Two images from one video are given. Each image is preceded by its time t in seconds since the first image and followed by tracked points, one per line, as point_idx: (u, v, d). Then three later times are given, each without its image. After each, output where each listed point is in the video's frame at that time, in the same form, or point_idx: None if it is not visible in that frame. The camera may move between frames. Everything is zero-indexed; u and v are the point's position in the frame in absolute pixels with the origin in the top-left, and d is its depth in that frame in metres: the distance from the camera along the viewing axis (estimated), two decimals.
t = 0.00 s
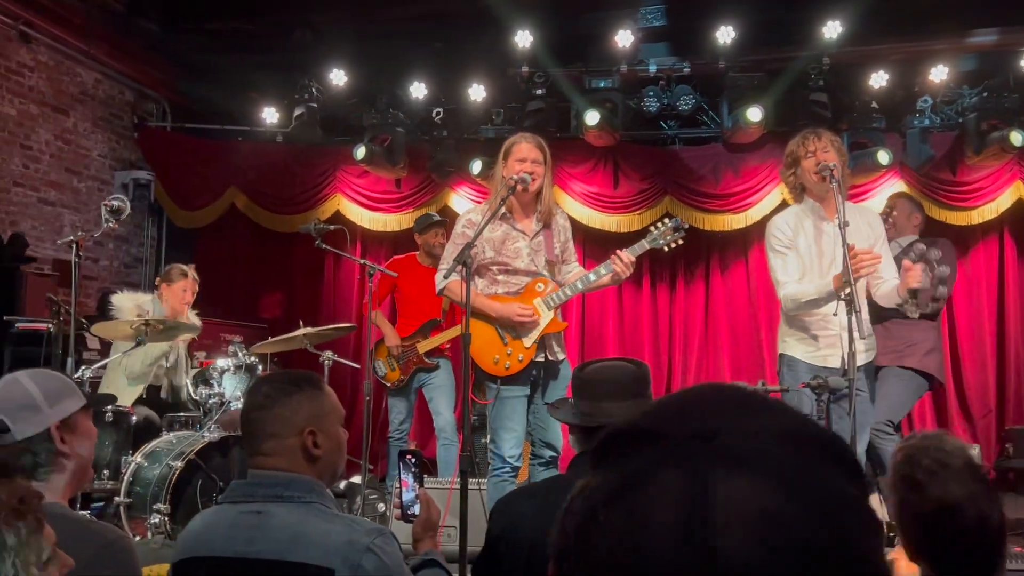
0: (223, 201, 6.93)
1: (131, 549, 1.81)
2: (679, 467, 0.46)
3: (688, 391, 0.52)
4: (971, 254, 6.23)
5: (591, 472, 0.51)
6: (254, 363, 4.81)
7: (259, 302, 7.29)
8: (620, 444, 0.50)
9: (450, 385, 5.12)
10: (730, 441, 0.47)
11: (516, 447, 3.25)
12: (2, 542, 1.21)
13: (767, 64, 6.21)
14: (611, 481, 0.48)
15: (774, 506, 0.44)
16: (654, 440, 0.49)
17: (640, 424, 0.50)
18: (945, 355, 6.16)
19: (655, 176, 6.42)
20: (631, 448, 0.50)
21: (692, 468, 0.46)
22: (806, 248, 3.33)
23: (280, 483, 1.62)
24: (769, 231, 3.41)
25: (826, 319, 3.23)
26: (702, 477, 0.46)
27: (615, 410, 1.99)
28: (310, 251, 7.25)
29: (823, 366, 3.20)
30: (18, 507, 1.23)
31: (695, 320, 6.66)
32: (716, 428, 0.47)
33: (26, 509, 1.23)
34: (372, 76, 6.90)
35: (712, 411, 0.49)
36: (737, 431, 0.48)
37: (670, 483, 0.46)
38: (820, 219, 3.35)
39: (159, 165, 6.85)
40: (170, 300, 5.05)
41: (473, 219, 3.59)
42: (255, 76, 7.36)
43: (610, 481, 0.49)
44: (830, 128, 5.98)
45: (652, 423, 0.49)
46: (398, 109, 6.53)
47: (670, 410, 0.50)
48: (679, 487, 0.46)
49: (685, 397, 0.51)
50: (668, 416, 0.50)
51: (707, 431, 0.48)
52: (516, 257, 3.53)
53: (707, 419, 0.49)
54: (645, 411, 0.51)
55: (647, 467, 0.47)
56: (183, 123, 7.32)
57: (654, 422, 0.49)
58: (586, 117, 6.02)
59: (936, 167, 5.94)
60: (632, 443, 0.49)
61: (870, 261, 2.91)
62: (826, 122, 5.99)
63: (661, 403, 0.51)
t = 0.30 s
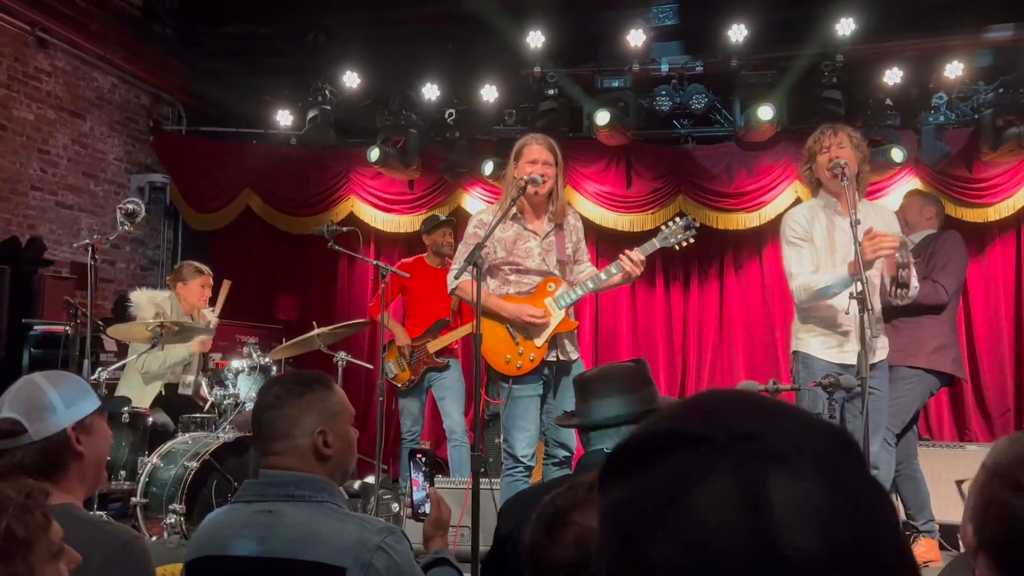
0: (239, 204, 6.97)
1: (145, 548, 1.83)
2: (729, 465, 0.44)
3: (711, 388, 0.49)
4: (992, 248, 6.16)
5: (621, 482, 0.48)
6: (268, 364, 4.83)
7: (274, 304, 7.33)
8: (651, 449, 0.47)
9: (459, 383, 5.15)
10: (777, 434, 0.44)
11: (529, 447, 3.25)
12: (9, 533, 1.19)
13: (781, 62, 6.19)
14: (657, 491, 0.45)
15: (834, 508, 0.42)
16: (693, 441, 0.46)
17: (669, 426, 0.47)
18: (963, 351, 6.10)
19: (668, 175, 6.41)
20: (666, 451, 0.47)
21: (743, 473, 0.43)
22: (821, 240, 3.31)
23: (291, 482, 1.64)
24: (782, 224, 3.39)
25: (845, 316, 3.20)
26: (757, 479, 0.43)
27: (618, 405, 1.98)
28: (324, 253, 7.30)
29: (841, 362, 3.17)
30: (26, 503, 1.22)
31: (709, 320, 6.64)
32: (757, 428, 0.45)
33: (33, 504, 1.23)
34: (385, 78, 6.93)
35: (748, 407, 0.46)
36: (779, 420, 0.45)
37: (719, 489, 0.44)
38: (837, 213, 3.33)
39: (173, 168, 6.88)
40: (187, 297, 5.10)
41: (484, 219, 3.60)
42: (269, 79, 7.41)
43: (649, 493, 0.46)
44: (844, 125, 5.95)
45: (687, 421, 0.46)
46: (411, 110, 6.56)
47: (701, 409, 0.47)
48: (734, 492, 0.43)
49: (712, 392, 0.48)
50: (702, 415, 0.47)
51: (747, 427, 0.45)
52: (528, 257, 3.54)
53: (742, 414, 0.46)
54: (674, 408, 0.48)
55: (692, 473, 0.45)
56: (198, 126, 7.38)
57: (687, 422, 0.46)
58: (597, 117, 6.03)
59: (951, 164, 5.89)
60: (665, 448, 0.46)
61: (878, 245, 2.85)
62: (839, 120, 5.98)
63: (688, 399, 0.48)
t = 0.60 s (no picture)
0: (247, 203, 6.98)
1: (148, 546, 1.85)
2: (757, 503, 0.44)
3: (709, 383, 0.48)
4: (1004, 244, 6.11)
5: (627, 501, 0.46)
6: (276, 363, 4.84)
7: (282, 304, 7.33)
8: (663, 476, 0.45)
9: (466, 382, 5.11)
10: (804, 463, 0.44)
11: (535, 445, 3.25)
12: None
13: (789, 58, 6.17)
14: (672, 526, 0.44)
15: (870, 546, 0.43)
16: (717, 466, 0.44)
17: (687, 448, 0.44)
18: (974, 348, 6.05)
19: (675, 172, 6.38)
20: (683, 478, 0.45)
21: (778, 514, 0.43)
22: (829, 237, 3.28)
23: (291, 480, 1.63)
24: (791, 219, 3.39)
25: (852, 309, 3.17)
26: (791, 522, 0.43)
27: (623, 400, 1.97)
28: (332, 252, 7.30)
29: (843, 360, 3.14)
30: (15, 497, 1.24)
31: (718, 317, 6.61)
32: (788, 456, 0.44)
33: (21, 498, 1.24)
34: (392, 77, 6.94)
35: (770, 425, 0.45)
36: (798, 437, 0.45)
37: (751, 528, 0.43)
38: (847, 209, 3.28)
39: (182, 169, 6.89)
40: (186, 300, 5.09)
41: (490, 216, 3.59)
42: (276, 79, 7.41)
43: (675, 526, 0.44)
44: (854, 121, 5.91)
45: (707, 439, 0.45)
46: (418, 109, 6.55)
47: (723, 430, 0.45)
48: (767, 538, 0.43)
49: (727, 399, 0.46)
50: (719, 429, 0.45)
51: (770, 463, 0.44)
52: (533, 252, 3.53)
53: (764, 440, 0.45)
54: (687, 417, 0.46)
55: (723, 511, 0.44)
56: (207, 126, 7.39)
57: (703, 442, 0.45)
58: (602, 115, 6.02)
59: (962, 160, 5.84)
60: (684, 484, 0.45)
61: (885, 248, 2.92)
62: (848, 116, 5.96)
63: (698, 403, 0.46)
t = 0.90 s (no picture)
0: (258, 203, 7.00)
1: (165, 539, 1.83)
2: (804, 490, 0.44)
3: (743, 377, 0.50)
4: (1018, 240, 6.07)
5: (681, 494, 0.47)
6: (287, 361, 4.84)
7: (293, 303, 7.36)
8: (710, 465, 0.46)
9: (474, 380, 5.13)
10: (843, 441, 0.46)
11: (546, 442, 3.24)
12: (7, 525, 1.21)
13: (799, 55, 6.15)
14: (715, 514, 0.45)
15: (916, 528, 0.44)
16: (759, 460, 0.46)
17: (728, 439, 0.46)
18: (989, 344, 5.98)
19: (686, 170, 6.37)
20: (735, 464, 0.46)
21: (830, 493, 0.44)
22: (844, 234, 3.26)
23: (299, 477, 1.63)
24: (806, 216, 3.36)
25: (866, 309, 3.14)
26: (839, 506, 0.44)
27: (632, 397, 1.96)
28: (342, 250, 7.32)
29: (859, 355, 3.11)
30: (23, 494, 1.24)
31: (729, 314, 6.57)
32: (829, 441, 0.45)
33: (29, 495, 1.24)
34: (402, 76, 6.95)
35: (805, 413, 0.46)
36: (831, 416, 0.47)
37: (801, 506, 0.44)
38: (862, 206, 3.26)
39: (193, 169, 6.93)
40: (204, 296, 5.16)
41: (500, 213, 3.60)
42: (287, 79, 7.44)
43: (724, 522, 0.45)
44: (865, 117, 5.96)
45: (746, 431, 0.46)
46: (427, 107, 6.55)
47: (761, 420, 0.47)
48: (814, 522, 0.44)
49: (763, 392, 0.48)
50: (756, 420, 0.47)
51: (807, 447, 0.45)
52: (542, 249, 3.52)
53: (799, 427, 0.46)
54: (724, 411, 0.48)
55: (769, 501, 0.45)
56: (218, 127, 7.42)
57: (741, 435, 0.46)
58: (610, 113, 6.03)
59: (974, 155, 5.81)
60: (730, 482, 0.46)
61: (902, 241, 2.85)
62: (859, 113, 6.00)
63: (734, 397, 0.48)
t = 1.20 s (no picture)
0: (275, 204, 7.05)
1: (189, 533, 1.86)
2: (951, 504, 0.37)
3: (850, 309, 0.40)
4: None
5: (802, 486, 0.39)
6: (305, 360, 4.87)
7: (311, 303, 7.41)
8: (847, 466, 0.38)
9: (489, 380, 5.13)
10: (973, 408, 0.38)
11: (563, 441, 3.24)
12: (33, 520, 1.23)
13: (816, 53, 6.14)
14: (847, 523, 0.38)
15: None
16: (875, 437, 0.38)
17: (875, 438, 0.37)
18: (1009, 343, 5.94)
19: (702, 169, 6.36)
20: (876, 466, 0.38)
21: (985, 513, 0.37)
22: (859, 235, 3.24)
23: (324, 472, 1.65)
24: (819, 219, 3.33)
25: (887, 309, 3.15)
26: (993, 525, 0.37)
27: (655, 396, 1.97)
28: (360, 251, 7.36)
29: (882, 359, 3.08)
30: (48, 488, 1.27)
31: (746, 315, 6.55)
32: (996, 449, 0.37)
33: (55, 489, 1.27)
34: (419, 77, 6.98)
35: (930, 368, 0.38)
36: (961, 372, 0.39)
37: (945, 526, 0.37)
38: (875, 206, 3.26)
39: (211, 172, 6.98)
40: (217, 302, 5.16)
41: (516, 214, 3.61)
42: (305, 81, 7.49)
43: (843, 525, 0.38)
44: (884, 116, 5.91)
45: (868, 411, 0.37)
46: (443, 108, 6.55)
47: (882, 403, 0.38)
48: (953, 530, 0.37)
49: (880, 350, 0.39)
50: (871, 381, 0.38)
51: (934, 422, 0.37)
52: (559, 251, 3.52)
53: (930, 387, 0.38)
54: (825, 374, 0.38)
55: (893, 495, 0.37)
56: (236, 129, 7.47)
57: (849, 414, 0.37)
58: (625, 113, 6.05)
59: (996, 154, 5.76)
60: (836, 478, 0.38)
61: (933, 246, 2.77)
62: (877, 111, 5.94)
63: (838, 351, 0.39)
